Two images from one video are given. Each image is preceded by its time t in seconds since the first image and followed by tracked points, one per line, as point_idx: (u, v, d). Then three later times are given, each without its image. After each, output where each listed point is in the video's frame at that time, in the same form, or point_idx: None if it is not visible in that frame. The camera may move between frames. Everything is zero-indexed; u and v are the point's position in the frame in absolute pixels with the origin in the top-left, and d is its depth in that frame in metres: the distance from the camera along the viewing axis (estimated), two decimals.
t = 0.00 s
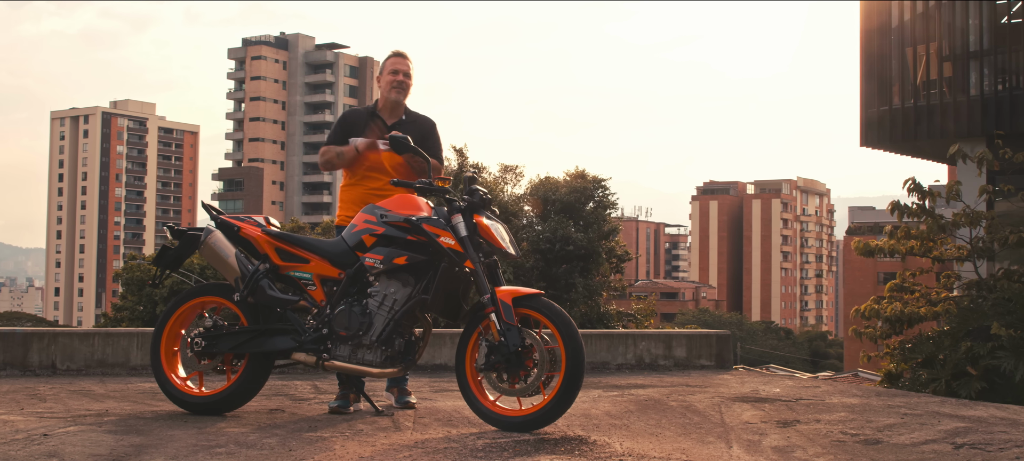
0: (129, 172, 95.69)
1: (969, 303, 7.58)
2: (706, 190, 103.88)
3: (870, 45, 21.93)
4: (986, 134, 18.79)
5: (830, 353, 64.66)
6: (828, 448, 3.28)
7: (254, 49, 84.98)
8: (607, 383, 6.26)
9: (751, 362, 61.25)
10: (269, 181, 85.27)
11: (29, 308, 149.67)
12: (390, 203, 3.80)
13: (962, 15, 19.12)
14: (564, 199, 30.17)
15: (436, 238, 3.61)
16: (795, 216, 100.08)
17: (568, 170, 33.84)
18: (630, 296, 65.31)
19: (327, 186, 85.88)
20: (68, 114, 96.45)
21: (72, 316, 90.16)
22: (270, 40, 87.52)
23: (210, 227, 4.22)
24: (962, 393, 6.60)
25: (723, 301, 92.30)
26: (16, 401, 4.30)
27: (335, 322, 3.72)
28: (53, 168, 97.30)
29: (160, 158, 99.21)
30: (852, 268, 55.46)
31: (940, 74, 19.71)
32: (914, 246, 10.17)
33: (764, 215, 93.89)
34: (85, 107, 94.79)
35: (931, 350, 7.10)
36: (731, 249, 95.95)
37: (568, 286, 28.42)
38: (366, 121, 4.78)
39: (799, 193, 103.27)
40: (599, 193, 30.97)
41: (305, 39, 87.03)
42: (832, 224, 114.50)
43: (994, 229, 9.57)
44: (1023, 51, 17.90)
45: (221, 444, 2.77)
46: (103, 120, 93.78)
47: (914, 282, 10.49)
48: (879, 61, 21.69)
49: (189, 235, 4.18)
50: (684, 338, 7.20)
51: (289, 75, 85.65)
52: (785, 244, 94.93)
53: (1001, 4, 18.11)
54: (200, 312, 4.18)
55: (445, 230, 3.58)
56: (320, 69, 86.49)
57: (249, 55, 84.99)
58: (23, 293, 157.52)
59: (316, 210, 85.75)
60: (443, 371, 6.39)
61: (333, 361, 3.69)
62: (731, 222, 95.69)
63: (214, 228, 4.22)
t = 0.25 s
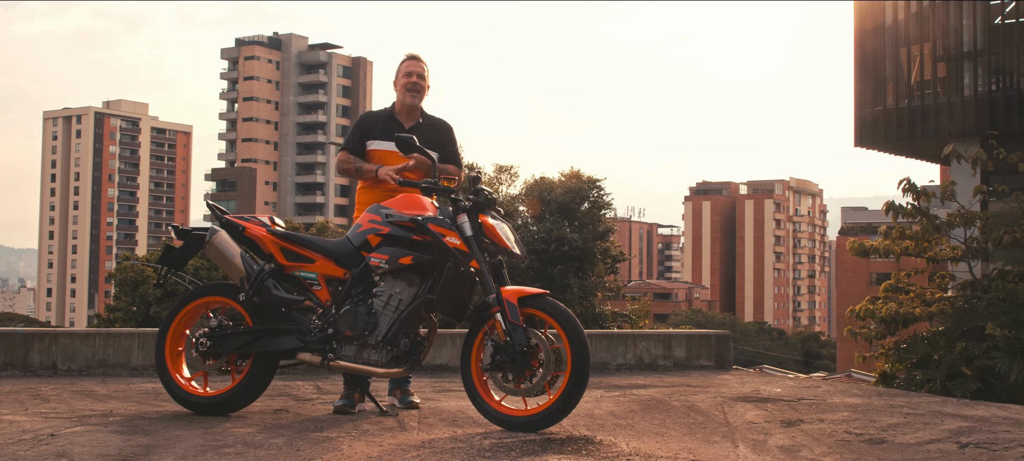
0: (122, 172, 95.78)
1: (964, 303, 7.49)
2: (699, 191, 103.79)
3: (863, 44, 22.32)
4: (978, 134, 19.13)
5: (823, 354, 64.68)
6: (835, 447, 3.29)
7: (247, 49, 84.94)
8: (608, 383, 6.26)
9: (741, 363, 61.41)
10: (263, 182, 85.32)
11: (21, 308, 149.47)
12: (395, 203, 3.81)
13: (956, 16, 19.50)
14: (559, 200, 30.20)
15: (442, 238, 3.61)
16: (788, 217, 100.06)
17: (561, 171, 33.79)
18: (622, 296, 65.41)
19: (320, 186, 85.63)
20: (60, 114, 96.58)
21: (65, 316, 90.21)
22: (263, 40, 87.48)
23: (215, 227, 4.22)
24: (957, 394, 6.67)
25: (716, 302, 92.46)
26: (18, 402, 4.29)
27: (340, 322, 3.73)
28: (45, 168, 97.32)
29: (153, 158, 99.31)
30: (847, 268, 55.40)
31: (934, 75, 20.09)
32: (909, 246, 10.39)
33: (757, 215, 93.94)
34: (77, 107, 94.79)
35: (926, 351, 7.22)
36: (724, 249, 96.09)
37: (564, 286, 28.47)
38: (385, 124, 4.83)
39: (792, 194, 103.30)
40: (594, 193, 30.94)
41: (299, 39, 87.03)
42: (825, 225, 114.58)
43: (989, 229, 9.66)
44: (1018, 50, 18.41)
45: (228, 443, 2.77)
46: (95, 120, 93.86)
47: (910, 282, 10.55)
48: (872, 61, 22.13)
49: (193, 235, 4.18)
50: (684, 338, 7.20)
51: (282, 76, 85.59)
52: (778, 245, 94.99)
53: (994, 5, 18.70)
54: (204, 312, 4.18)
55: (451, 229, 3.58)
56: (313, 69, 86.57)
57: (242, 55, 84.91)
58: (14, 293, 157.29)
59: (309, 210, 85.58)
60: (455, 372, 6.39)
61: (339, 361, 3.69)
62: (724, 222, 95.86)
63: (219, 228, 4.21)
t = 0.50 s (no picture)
0: (115, 172, 95.87)
1: (958, 303, 7.47)
2: (692, 191, 103.81)
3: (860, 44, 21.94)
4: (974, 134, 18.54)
5: (816, 354, 64.67)
6: (841, 447, 3.30)
7: (240, 49, 84.92)
8: (608, 383, 6.26)
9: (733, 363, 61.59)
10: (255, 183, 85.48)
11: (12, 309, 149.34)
12: (399, 203, 3.81)
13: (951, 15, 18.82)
14: (555, 200, 30.24)
15: (446, 239, 3.62)
16: (781, 217, 100.16)
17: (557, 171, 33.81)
18: (615, 297, 65.51)
19: (313, 186, 85.84)
20: (52, 114, 96.56)
21: (57, 317, 90.25)
22: (256, 40, 87.48)
23: (219, 227, 4.22)
24: (952, 394, 6.62)
25: (709, 302, 92.62)
26: (20, 403, 4.28)
27: (344, 322, 3.73)
28: (37, 168, 97.37)
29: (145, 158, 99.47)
30: (839, 269, 57.02)
31: (930, 75, 19.60)
32: (903, 246, 10.24)
33: (750, 216, 94.06)
34: (70, 107, 94.80)
35: (920, 351, 7.11)
36: (717, 250, 96.26)
37: (559, 286, 28.55)
38: (397, 124, 4.96)
39: (785, 194, 103.21)
40: (589, 194, 30.97)
41: (292, 39, 87.06)
42: (818, 226, 114.67)
43: (983, 230, 9.78)
44: (1012, 52, 17.64)
45: (235, 444, 2.77)
46: (88, 120, 93.94)
47: (905, 282, 10.57)
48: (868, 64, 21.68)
49: (197, 235, 4.18)
50: (683, 337, 7.20)
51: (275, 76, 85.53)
52: (771, 245, 94.97)
53: (989, 5, 17.89)
54: (208, 312, 4.18)
55: (456, 230, 3.59)
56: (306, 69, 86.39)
57: (235, 55, 84.89)
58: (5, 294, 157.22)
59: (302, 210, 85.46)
60: (457, 373, 6.39)
61: (343, 362, 3.69)
62: (716, 223, 96.02)
63: (223, 229, 4.21)
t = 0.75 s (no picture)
0: (107, 172, 95.92)
1: (954, 303, 7.49)
2: (686, 191, 103.94)
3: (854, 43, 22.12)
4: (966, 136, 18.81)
5: (810, 354, 64.85)
6: (845, 447, 3.31)
7: (233, 49, 84.90)
8: (609, 384, 6.26)
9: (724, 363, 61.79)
10: (248, 183, 85.58)
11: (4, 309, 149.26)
12: (403, 205, 3.81)
13: (948, 18, 19.28)
14: (551, 201, 30.25)
15: (451, 240, 3.62)
16: (775, 218, 100.21)
17: (554, 171, 33.89)
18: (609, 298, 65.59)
19: (307, 186, 85.20)
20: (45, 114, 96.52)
21: (49, 317, 90.26)
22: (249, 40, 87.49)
23: (223, 228, 4.21)
24: (947, 394, 6.65)
25: (703, 302, 92.81)
26: (24, 403, 4.28)
27: (349, 323, 3.73)
28: (29, 168, 97.34)
29: (138, 158, 99.63)
30: (833, 269, 57.76)
31: (926, 76, 19.90)
32: (899, 246, 10.56)
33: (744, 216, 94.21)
34: (62, 107, 94.84)
35: (916, 352, 7.14)
36: (711, 250, 96.43)
37: (555, 286, 28.49)
38: (399, 123, 4.87)
39: (779, 195, 103.34)
40: (584, 194, 31.03)
41: (285, 39, 87.07)
42: (811, 227, 114.91)
43: (979, 232, 9.69)
44: (1006, 53, 17.93)
45: (242, 444, 2.77)
46: (80, 120, 93.98)
47: (900, 282, 10.57)
48: (863, 68, 21.96)
49: (201, 236, 4.17)
50: (682, 338, 7.19)
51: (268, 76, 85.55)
52: (764, 246, 95.13)
53: (985, 7, 18.33)
54: (211, 313, 4.18)
55: (461, 230, 3.59)
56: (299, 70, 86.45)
57: (228, 55, 84.92)
58: None
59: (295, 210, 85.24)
60: (460, 373, 6.39)
61: (348, 362, 3.70)
62: (710, 223, 96.22)
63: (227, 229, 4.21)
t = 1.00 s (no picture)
0: (100, 173, 96.05)
1: (949, 304, 7.53)
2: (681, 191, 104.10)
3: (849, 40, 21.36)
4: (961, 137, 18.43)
5: (803, 354, 65.02)
6: (850, 447, 3.31)
7: (227, 49, 84.96)
8: (610, 385, 6.27)
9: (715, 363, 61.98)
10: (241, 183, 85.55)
11: None
12: (408, 205, 3.81)
13: (940, 18, 18.81)
14: (547, 202, 30.32)
15: (456, 240, 3.63)
16: (769, 218, 100.25)
17: (548, 171, 33.96)
18: (604, 298, 65.65)
19: (301, 187, 85.80)
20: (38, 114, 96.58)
21: (42, 318, 90.24)
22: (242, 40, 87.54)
23: (227, 227, 4.20)
24: (942, 394, 6.69)
25: (697, 302, 93.00)
26: (28, 405, 4.28)
27: (354, 323, 3.74)
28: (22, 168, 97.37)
29: (132, 159, 99.99)
30: (828, 270, 58.99)
31: (920, 77, 19.42)
32: (895, 248, 10.40)
33: (738, 217, 94.43)
34: (55, 107, 94.91)
35: (912, 352, 7.17)
36: (704, 250, 96.60)
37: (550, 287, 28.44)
38: (397, 124, 4.81)
39: (773, 195, 103.33)
40: (581, 194, 30.97)
41: (278, 39, 87.15)
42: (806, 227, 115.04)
43: (973, 231, 9.93)
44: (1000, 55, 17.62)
45: (247, 445, 2.78)
46: (73, 120, 94.09)
47: (894, 282, 10.61)
48: (860, 68, 21.19)
49: (205, 236, 4.16)
50: (681, 339, 7.18)
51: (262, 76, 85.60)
52: (759, 246, 95.18)
53: (979, 7, 17.83)
54: (216, 313, 4.17)
55: (466, 232, 3.60)
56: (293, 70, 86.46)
57: (222, 55, 84.95)
58: None
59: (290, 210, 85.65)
60: (461, 374, 6.40)
61: (353, 362, 3.70)
62: (704, 224, 96.39)
63: (231, 230, 4.20)
